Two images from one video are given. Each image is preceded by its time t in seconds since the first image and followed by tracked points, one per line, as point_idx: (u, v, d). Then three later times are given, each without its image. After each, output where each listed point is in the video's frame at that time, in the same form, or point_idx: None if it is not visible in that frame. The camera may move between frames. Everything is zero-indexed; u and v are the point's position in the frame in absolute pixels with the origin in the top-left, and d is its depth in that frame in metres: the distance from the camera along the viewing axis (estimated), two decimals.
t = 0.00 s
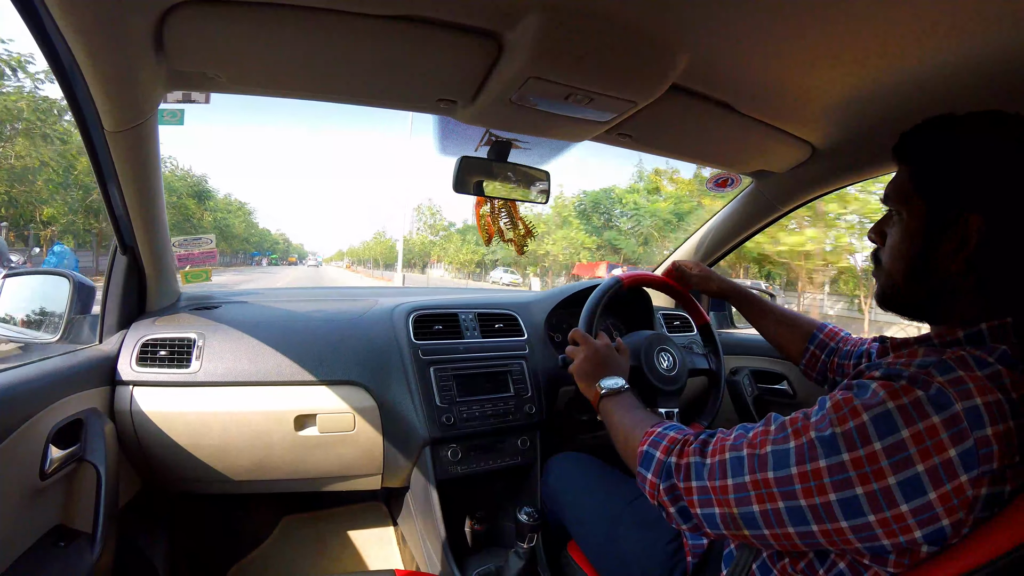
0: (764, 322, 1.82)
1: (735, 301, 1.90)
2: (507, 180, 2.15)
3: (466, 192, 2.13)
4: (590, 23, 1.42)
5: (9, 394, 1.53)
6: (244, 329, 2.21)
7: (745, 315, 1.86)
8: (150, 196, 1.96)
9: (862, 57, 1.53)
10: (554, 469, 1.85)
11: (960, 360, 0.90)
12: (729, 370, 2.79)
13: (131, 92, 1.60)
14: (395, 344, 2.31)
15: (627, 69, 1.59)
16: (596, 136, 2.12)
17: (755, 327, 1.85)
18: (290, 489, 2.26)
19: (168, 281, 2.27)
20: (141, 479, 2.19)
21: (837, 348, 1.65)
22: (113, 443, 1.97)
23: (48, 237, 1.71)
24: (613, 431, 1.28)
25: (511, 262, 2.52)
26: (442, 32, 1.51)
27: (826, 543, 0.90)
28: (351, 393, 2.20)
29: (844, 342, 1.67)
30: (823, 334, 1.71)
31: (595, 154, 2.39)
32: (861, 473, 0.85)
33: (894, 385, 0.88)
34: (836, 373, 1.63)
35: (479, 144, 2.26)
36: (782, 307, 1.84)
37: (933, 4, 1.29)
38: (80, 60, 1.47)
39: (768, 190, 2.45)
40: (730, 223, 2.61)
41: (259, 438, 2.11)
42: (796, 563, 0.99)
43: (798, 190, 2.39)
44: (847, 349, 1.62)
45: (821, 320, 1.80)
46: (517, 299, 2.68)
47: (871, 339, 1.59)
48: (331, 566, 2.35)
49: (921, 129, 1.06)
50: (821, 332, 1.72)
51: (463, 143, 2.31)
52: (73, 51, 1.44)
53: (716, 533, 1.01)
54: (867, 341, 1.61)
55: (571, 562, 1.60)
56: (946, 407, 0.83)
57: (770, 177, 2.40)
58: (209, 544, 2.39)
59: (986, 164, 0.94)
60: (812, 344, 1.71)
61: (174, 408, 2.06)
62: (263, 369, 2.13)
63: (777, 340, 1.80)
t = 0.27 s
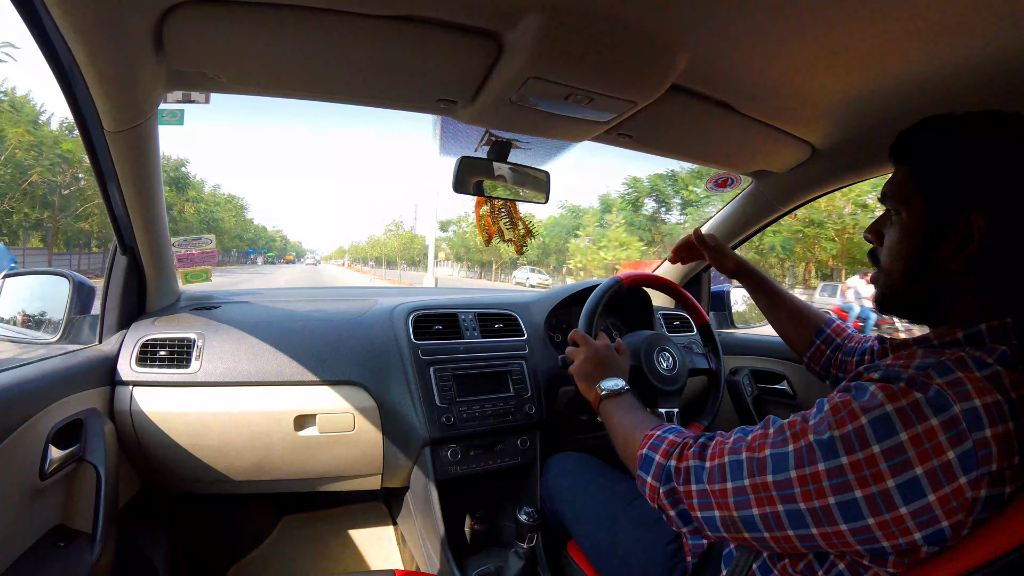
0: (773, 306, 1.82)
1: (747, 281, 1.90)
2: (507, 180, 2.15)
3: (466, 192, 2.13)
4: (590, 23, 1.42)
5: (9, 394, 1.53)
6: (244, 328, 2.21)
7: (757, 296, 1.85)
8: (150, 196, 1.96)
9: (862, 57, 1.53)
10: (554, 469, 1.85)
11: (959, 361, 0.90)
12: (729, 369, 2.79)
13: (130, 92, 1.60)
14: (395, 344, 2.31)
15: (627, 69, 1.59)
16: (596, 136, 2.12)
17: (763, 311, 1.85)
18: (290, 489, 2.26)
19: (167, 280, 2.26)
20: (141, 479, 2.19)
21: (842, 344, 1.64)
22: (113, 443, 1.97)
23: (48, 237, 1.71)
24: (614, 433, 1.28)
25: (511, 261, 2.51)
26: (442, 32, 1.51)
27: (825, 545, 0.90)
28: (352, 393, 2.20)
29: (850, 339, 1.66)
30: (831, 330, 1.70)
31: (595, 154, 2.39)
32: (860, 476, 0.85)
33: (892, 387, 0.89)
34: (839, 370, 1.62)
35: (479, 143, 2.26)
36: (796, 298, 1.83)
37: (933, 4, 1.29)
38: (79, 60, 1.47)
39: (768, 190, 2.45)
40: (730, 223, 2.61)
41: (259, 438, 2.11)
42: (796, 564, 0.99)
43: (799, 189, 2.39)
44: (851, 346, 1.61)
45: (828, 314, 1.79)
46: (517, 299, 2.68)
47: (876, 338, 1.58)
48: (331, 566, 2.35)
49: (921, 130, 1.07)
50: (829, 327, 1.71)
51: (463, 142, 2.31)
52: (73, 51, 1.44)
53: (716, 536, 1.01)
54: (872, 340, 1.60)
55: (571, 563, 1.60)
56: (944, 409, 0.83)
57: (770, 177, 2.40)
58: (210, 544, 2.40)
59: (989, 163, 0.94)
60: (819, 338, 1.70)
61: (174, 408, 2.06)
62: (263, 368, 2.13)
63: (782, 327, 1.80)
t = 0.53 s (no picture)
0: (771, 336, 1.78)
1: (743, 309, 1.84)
2: (507, 180, 2.15)
3: (466, 192, 2.13)
4: (591, 22, 1.42)
5: (9, 394, 1.53)
6: (244, 329, 2.21)
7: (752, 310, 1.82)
8: (150, 196, 1.96)
9: (863, 57, 1.53)
10: (554, 469, 1.85)
11: (960, 361, 0.90)
12: (729, 370, 2.79)
13: (131, 92, 1.60)
14: (395, 344, 2.31)
15: (627, 68, 1.59)
16: (596, 136, 2.12)
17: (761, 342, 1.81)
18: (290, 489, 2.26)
19: (167, 280, 2.26)
20: (142, 479, 2.19)
21: (836, 364, 1.65)
22: (114, 443, 1.97)
23: (49, 237, 1.71)
24: (615, 434, 1.28)
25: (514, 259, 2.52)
26: (442, 32, 1.51)
27: (828, 544, 0.89)
28: (352, 393, 2.20)
29: (843, 361, 1.67)
30: (824, 350, 1.70)
31: (596, 154, 2.38)
32: (862, 474, 0.85)
33: (894, 385, 0.88)
34: (833, 387, 1.62)
35: (479, 144, 2.26)
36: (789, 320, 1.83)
37: (934, 4, 1.29)
38: (79, 60, 1.47)
39: (768, 190, 2.45)
40: (730, 223, 2.61)
41: (260, 438, 2.11)
42: (797, 563, 0.99)
43: (799, 189, 2.39)
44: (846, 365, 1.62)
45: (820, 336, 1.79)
46: (518, 299, 2.68)
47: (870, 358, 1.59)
48: (332, 566, 2.35)
49: (911, 134, 1.07)
50: (822, 348, 1.71)
51: (463, 143, 2.31)
52: (73, 51, 1.44)
53: (718, 536, 1.01)
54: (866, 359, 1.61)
55: (571, 563, 1.60)
56: (946, 407, 0.83)
57: (770, 177, 2.39)
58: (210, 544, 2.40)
59: (981, 165, 0.95)
60: (812, 358, 1.70)
61: (174, 409, 2.06)
62: (263, 369, 2.13)
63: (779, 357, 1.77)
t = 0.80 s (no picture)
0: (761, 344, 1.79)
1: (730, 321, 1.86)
2: (507, 180, 2.15)
3: (466, 192, 2.13)
4: (591, 23, 1.42)
5: (9, 394, 1.53)
6: (244, 329, 2.21)
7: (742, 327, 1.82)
8: (150, 196, 1.96)
9: (863, 57, 1.53)
10: (554, 469, 1.85)
11: (959, 361, 0.90)
12: (729, 370, 2.79)
13: (131, 92, 1.60)
14: (395, 344, 2.31)
15: (627, 69, 1.59)
16: (596, 136, 2.12)
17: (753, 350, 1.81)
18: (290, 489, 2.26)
19: (167, 280, 2.26)
20: (142, 479, 2.19)
21: (831, 364, 1.65)
22: (114, 443, 1.97)
23: (47, 236, 1.71)
24: (614, 434, 1.28)
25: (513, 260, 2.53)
26: (442, 32, 1.51)
27: (826, 545, 0.89)
28: (352, 393, 2.21)
29: (838, 360, 1.66)
30: (818, 351, 1.70)
31: (596, 154, 2.39)
32: (860, 476, 0.85)
33: (891, 387, 0.88)
34: (830, 389, 1.63)
35: (479, 144, 2.26)
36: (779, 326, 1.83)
37: (933, 4, 1.29)
38: (80, 60, 1.47)
39: (768, 190, 2.45)
40: (730, 223, 2.60)
41: (259, 438, 2.11)
42: (797, 564, 0.99)
43: (799, 189, 2.39)
44: (841, 364, 1.61)
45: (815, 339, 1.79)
46: (518, 299, 2.68)
47: (864, 357, 1.59)
48: (332, 566, 2.35)
49: (905, 133, 1.07)
50: (816, 349, 1.71)
51: (463, 143, 2.31)
52: (73, 51, 1.44)
53: (717, 537, 1.01)
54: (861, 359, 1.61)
55: (571, 563, 1.61)
56: (944, 409, 0.83)
57: (770, 177, 2.40)
58: (210, 544, 2.40)
59: (976, 162, 0.95)
60: (807, 360, 1.70)
61: (174, 409, 2.06)
62: (263, 368, 2.13)
63: (774, 361, 1.77)
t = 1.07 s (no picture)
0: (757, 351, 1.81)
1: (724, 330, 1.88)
2: (507, 180, 2.15)
3: (466, 192, 2.13)
4: (591, 22, 1.42)
5: (9, 394, 1.53)
6: (244, 329, 2.22)
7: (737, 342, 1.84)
8: (150, 196, 1.96)
9: (863, 57, 1.53)
10: (554, 469, 1.85)
11: (959, 362, 0.90)
12: (729, 370, 2.79)
13: (131, 92, 1.60)
14: (395, 344, 2.31)
15: (628, 69, 1.59)
16: (596, 136, 2.12)
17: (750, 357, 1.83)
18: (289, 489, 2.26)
19: (167, 280, 2.26)
20: (142, 479, 2.19)
21: (830, 374, 1.65)
22: (114, 443, 1.97)
23: (45, 234, 1.71)
24: (615, 434, 1.28)
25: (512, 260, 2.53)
26: (443, 32, 1.51)
27: (827, 545, 0.89)
28: (352, 393, 2.21)
29: (837, 368, 1.67)
30: (816, 362, 1.70)
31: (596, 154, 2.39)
32: (861, 475, 0.85)
33: (893, 387, 0.88)
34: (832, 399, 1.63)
35: (479, 144, 2.26)
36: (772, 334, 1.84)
37: (933, 5, 1.29)
38: (80, 60, 1.47)
39: (768, 190, 2.45)
40: (729, 224, 2.60)
41: (259, 438, 2.11)
42: (798, 564, 0.99)
43: (798, 189, 2.39)
44: (839, 374, 1.62)
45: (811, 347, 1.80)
46: (517, 299, 2.68)
47: (863, 364, 1.59)
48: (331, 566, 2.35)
49: (904, 136, 1.08)
50: (813, 359, 1.71)
51: (463, 143, 2.31)
52: (74, 51, 1.44)
53: (719, 537, 1.01)
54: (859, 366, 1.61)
55: (571, 563, 1.60)
56: (945, 408, 0.83)
57: (770, 177, 2.40)
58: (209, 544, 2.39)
59: (976, 164, 0.95)
60: (806, 371, 1.71)
61: (174, 409, 2.06)
62: (263, 368, 2.13)
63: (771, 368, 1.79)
